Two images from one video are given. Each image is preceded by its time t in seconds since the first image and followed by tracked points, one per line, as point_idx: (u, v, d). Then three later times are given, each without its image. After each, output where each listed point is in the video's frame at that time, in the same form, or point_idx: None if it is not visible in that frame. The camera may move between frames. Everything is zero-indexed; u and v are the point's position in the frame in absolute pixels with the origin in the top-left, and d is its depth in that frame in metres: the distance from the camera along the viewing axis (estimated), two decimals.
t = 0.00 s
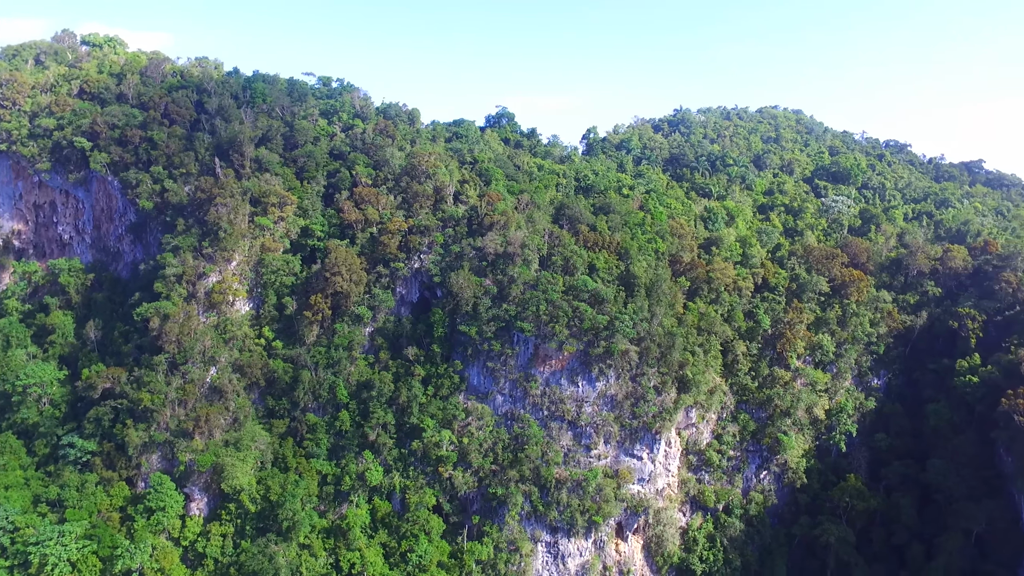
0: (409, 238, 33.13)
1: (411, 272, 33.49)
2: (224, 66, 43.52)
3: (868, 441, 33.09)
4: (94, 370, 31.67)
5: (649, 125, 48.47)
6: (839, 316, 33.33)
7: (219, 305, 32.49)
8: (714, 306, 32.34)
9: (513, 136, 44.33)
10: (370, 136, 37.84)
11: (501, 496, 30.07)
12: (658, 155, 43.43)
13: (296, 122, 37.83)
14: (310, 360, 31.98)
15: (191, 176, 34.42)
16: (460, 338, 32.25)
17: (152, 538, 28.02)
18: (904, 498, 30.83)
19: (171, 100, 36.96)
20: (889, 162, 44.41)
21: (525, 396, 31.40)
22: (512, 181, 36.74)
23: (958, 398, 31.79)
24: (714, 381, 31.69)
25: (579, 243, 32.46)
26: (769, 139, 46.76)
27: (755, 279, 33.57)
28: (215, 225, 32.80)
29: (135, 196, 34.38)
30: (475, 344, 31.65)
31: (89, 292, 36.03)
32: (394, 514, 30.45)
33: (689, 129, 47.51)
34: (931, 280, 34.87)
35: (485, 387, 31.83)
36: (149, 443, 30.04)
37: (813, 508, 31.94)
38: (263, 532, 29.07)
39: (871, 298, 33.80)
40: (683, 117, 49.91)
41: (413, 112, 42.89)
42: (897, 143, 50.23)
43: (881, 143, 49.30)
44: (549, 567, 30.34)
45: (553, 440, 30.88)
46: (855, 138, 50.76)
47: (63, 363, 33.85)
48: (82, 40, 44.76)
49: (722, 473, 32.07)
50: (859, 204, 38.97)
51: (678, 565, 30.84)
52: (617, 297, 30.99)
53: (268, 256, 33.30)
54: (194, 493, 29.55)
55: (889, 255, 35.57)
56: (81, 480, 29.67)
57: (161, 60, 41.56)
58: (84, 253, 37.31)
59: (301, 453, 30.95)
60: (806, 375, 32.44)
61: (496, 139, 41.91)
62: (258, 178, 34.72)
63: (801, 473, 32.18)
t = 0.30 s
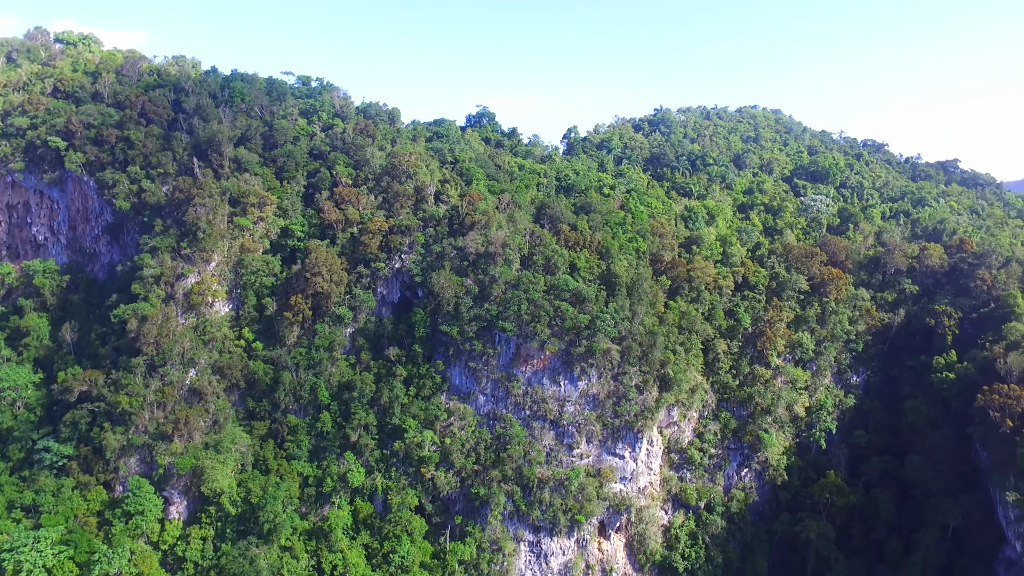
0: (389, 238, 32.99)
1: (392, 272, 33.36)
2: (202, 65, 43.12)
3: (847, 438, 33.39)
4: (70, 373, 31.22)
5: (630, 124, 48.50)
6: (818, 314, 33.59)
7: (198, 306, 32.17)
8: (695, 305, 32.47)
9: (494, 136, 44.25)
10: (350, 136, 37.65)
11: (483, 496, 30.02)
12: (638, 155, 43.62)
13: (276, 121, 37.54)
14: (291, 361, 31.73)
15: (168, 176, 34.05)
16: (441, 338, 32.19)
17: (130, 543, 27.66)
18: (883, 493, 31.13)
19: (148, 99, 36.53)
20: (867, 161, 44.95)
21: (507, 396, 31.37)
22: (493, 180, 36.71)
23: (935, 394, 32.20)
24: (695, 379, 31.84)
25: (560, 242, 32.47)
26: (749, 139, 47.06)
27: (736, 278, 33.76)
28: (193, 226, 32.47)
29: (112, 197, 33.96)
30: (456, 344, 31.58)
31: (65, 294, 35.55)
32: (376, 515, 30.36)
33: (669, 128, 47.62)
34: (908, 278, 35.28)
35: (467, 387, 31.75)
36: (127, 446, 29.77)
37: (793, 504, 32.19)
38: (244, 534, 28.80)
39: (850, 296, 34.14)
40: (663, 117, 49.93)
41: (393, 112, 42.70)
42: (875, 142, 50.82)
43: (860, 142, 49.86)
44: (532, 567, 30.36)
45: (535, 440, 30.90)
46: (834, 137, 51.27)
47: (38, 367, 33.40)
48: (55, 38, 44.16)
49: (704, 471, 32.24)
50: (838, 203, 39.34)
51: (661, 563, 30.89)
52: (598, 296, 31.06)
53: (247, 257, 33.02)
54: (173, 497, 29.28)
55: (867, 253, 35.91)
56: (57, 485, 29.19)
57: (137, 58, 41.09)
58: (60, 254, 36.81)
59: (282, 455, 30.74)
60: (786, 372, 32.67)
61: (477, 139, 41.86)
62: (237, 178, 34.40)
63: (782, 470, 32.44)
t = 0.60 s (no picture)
0: (368, 238, 32.85)
1: (372, 272, 33.21)
2: (178, 64, 42.71)
3: (826, 434, 33.71)
4: (44, 376, 30.76)
5: (609, 124, 48.53)
6: (796, 312, 33.88)
7: (175, 307, 31.83)
8: (674, 303, 32.63)
9: (473, 136, 44.21)
10: (329, 135, 37.44)
11: (464, 496, 29.95)
12: (617, 155, 43.75)
13: (253, 121, 37.23)
14: (269, 362, 31.46)
15: (144, 176, 33.64)
16: (422, 338, 32.09)
17: (106, 548, 27.24)
18: (861, 489, 31.49)
19: (123, 98, 36.09)
20: (844, 160, 45.48)
21: (488, 396, 31.33)
22: (473, 180, 36.67)
23: (910, 390, 32.64)
24: (675, 377, 31.92)
25: (540, 241, 32.48)
26: (727, 138, 47.39)
27: (715, 276, 33.97)
28: (170, 226, 32.15)
29: (86, 197, 33.49)
30: (436, 344, 31.51)
31: (38, 296, 35.02)
32: (356, 517, 30.16)
33: (648, 127, 47.75)
34: (884, 276, 35.69)
35: (447, 387, 31.66)
36: (102, 450, 29.30)
37: (772, 501, 32.49)
38: (223, 537, 28.55)
39: (828, 294, 34.46)
40: (642, 117, 49.87)
41: (372, 111, 42.46)
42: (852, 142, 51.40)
43: (836, 141, 50.43)
44: (514, 566, 30.29)
45: (516, 439, 30.85)
46: (811, 137, 51.81)
47: (11, 370, 32.82)
48: (27, 36, 43.54)
49: (684, 468, 32.30)
50: (815, 201, 39.73)
51: (642, 561, 30.99)
52: (579, 295, 31.08)
53: (225, 257, 32.75)
54: (150, 501, 28.91)
55: (844, 252, 36.31)
56: (30, 490, 28.59)
57: (111, 57, 40.67)
58: (32, 257, 36.24)
59: (261, 457, 30.46)
60: (765, 370, 32.89)
61: (456, 138, 41.80)
62: (214, 178, 34.08)
63: (761, 467, 32.59)
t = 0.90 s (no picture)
0: (346, 238, 32.68)
1: (349, 273, 33.01)
2: (151, 63, 42.21)
3: (802, 431, 34.04)
4: (14, 381, 30.25)
5: (586, 123, 48.51)
6: (773, 310, 34.18)
7: (149, 309, 31.44)
8: (652, 302, 32.79)
9: (450, 136, 44.14)
10: (305, 135, 37.16)
11: (443, 496, 29.85)
12: (595, 154, 43.70)
13: (229, 120, 36.85)
14: (246, 364, 31.20)
15: (117, 176, 33.21)
16: (400, 339, 31.98)
17: (79, 555, 26.93)
18: (837, 485, 31.84)
19: (94, 97, 35.64)
20: (819, 159, 46.01)
21: (466, 396, 31.26)
22: (450, 180, 36.60)
23: (885, 386, 33.02)
24: (654, 376, 32.02)
25: (517, 241, 32.46)
26: (704, 138, 47.69)
27: (692, 275, 34.17)
28: (143, 227, 31.74)
29: (56, 197, 32.98)
30: (414, 344, 31.41)
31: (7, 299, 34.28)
32: (335, 519, 29.93)
33: (626, 126, 47.82)
34: (859, 274, 36.09)
35: (426, 387, 31.54)
36: (75, 455, 28.78)
37: (751, 498, 32.61)
38: (199, 542, 28.24)
39: (804, 292, 34.80)
40: (619, 115, 49.96)
41: (349, 110, 42.12)
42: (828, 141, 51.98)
43: (811, 140, 50.98)
44: (494, 566, 30.28)
45: (495, 439, 30.79)
46: (787, 136, 52.35)
47: None
48: None
49: (663, 466, 32.39)
50: (791, 200, 40.12)
51: (622, 559, 31.10)
52: (557, 294, 31.09)
53: (200, 258, 32.31)
54: (124, 506, 28.45)
55: (820, 250, 36.72)
56: None
57: (82, 55, 40.21)
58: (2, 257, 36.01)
59: (238, 460, 30.17)
60: (742, 368, 33.13)
61: (433, 138, 41.74)
62: (188, 178, 33.69)
63: (739, 464, 32.81)
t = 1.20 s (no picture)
0: (323, 239, 32.48)
1: (326, 273, 32.80)
2: (123, 61, 41.67)
3: (779, 427, 34.32)
4: None
5: (564, 123, 48.45)
6: (749, 308, 34.47)
7: (123, 311, 30.94)
8: (630, 301, 32.95)
9: (428, 135, 44.04)
10: (281, 135, 36.89)
11: (423, 497, 29.73)
12: (573, 153, 43.83)
13: (203, 120, 36.46)
14: (222, 366, 30.91)
15: (89, 176, 32.78)
16: (378, 339, 31.83)
17: (51, 562, 26.34)
18: (814, 481, 32.18)
19: (65, 96, 35.24)
20: (794, 159, 46.54)
21: (445, 396, 31.17)
22: (428, 180, 36.49)
23: (860, 383, 33.41)
24: (632, 374, 32.11)
25: (495, 241, 32.40)
26: (681, 137, 47.94)
27: (670, 274, 34.34)
28: (117, 228, 31.33)
29: (26, 198, 32.52)
30: (393, 345, 31.30)
31: None
32: (314, 521, 29.69)
33: (603, 125, 47.85)
34: (835, 272, 36.49)
35: (405, 388, 31.42)
36: (47, 460, 28.16)
37: (729, 495, 32.80)
38: (176, 546, 27.82)
39: (780, 290, 35.16)
40: (596, 114, 50.02)
41: (325, 110, 41.72)
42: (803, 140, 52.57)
43: (787, 140, 51.52)
44: (474, 567, 30.07)
45: (474, 439, 30.73)
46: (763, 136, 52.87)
47: None
48: None
49: (642, 465, 32.43)
50: (768, 199, 40.51)
51: (602, 557, 31.17)
52: (535, 294, 31.11)
53: (175, 260, 31.95)
54: (98, 511, 28.00)
55: (796, 249, 37.08)
56: None
57: (52, 53, 39.78)
58: None
59: (215, 463, 29.84)
60: (720, 366, 33.31)
61: (411, 137, 41.63)
62: (163, 178, 33.29)
63: (718, 462, 32.99)
